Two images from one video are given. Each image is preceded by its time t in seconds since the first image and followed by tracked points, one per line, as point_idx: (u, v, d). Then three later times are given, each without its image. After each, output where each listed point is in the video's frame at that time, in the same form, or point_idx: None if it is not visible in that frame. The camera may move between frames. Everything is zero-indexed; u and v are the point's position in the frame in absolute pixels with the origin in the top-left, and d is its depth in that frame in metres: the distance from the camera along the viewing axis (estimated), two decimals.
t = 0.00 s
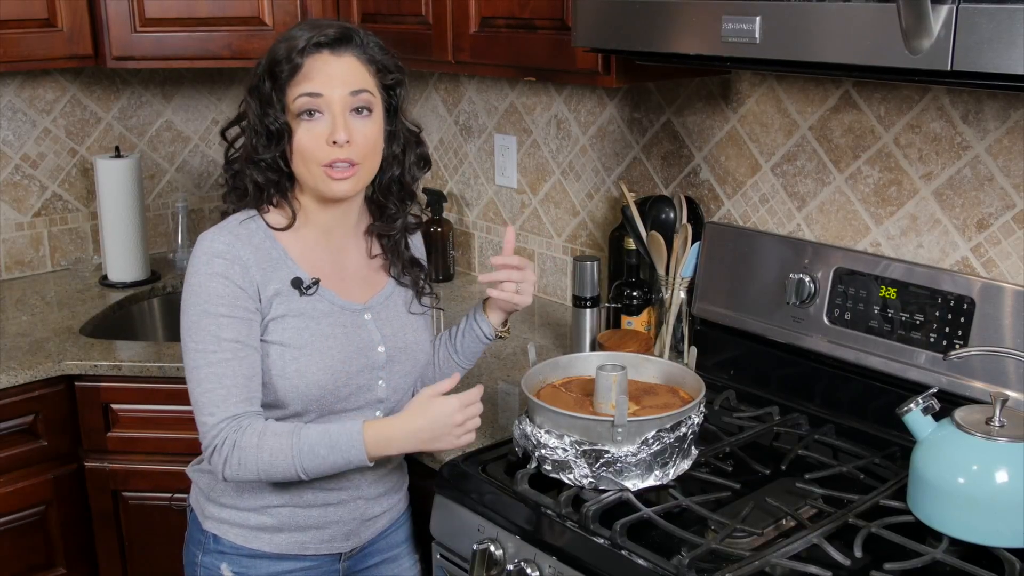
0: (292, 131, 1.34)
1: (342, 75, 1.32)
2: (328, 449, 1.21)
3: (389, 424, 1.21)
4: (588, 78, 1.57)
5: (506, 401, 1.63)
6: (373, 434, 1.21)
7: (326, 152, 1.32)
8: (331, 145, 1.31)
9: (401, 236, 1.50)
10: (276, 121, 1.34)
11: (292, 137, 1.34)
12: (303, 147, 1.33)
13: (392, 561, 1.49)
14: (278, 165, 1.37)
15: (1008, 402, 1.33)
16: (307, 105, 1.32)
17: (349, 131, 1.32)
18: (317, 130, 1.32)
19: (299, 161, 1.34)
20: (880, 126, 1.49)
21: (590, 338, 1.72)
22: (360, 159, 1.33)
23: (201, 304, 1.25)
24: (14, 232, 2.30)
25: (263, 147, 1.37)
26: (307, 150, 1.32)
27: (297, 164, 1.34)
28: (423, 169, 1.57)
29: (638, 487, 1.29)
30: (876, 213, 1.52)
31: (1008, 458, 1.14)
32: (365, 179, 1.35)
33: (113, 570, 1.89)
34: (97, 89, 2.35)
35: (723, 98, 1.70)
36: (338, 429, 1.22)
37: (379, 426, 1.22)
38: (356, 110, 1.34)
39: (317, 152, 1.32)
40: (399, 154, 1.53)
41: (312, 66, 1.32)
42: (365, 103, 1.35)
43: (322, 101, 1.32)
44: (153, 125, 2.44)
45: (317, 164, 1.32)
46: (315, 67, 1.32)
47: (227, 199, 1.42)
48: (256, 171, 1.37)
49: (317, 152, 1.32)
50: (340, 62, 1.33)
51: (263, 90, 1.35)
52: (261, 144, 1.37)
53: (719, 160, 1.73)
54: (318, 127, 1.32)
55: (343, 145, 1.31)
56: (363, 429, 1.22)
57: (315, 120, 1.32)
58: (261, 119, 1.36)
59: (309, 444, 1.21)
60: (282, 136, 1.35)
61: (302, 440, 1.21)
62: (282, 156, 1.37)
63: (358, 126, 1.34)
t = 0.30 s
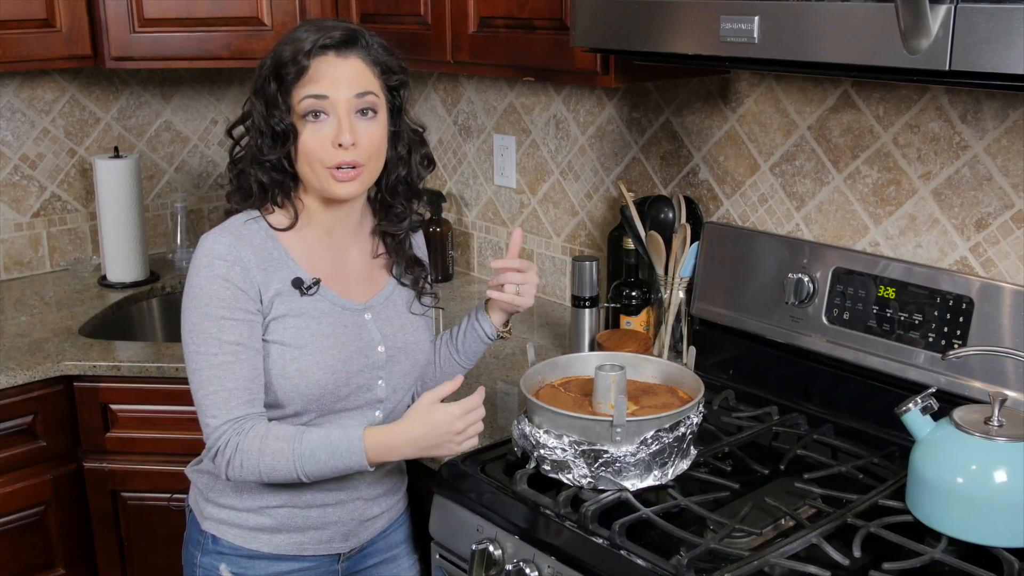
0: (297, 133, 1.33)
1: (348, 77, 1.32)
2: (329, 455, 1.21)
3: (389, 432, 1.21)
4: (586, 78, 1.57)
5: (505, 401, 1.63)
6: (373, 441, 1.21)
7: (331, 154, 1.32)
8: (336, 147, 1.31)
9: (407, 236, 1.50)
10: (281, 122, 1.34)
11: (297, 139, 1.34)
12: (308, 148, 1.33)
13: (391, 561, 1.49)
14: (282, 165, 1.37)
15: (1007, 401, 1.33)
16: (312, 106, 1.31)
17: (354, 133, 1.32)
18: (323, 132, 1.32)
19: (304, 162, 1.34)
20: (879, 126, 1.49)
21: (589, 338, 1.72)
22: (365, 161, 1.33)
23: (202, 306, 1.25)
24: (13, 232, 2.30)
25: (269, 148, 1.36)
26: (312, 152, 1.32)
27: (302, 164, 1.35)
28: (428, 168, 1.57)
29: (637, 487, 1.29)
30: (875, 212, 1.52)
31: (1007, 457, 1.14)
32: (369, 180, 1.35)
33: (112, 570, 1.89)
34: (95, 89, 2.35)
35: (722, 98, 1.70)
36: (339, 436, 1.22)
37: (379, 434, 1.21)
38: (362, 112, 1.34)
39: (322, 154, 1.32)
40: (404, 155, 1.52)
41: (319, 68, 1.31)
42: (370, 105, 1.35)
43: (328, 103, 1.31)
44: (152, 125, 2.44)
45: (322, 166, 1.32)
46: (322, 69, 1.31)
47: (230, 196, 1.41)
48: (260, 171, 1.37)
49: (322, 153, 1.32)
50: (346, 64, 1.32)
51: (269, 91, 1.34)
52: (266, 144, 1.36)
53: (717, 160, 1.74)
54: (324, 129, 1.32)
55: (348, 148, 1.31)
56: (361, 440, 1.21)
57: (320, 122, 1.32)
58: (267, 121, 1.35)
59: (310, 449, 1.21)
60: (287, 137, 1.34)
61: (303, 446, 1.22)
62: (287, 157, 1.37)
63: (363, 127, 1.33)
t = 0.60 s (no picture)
0: (296, 131, 1.33)
1: (347, 76, 1.32)
2: (325, 453, 1.21)
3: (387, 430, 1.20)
4: (586, 78, 1.57)
5: (505, 401, 1.63)
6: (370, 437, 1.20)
7: (331, 153, 1.32)
8: (336, 147, 1.31)
9: (404, 235, 1.50)
10: (281, 121, 1.33)
11: (296, 138, 1.34)
12: (307, 147, 1.33)
13: (391, 561, 1.49)
14: (281, 165, 1.36)
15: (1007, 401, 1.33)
16: (312, 105, 1.31)
17: (355, 132, 1.32)
18: (323, 131, 1.32)
19: (304, 162, 1.34)
20: (879, 126, 1.49)
21: (589, 337, 1.72)
22: (364, 161, 1.33)
23: (201, 306, 1.24)
24: (12, 231, 2.30)
25: (267, 147, 1.35)
26: (312, 151, 1.32)
27: (302, 164, 1.35)
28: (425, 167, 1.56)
29: (637, 487, 1.29)
30: (875, 213, 1.52)
31: (1007, 457, 1.14)
32: (368, 181, 1.35)
33: (111, 569, 1.89)
34: (95, 88, 2.35)
35: (722, 98, 1.70)
36: (335, 434, 1.21)
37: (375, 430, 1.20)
38: (362, 112, 1.34)
39: (322, 153, 1.32)
40: (402, 154, 1.52)
41: (320, 68, 1.31)
42: (370, 104, 1.35)
43: (328, 102, 1.31)
44: (152, 124, 2.44)
45: (321, 165, 1.33)
46: (322, 68, 1.31)
47: (229, 195, 1.41)
48: (258, 170, 1.36)
49: (321, 153, 1.32)
50: (346, 63, 1.32)
51: (268, 91, 1.34)
52: (264, 143, 1.35)
53: (717, 160, 1.74)
54: (324, 128, 1.32)
55: (348, 147, 1.31)
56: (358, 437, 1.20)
57: (320, 121, 1.32)
58: (266, 119, 1.35)
59: (307, 447, 1.21)
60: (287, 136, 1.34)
61: (299, 445, 1.21)
62: (286, 156, 1.36)
63: (363, 126, 1.33)
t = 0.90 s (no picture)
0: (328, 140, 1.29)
1: (374, 83, 1.29)
2: (341, 414, 1.19)
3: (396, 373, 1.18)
4: (587, 77, 1.57)
5: (505, 401, 1.63)
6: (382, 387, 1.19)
7: (359, 161, 1.29)
8: (366, 154, 1.29)
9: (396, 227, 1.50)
10: (310, 124, 1.27)
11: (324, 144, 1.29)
12: (335, 153, 1.29)
13: (390, 561, 1.49)
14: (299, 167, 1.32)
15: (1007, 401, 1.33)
16: (342, 112, 1.28)
17: (383, 140, 1.30)
18: (353, 139, 1.29)
19: (328, 166, 1.30)
20: (879, 126, 1.49)
21: (589, 338, 1.72)
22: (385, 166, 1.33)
23: (206, 302, 1.24)
24: (12, 231, 2.30)
25: (288, 149, 1.30)
26: (340, 157, 1.29)
27: (323, 168, 1.31)
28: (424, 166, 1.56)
29: (637, 487, 1.29)
30: (875, 213, 1.52)
31: (1007, 457, 1.14)
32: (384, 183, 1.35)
33: (110, 569, 1.88)
34: (95, 88, 2.35)
35: (722, 97, 1.70)
36: (348, 393, 1.20)
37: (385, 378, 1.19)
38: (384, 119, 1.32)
39: (350, 160, 1.29)
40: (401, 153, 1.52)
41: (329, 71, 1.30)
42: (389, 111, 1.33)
43: (358, 110, 1.29)
44: (152, 124, 2.44)
45: (348, 171, 1.30)
46: (353, 75, 1.28)
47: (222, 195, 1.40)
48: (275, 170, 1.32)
49: (350, 159, 1.29)
50: (373, 70, 1.29)
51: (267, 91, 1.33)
52: (277, 141, 1.30)
53: (717, 160, 1.73)
54: (353, 135, 1.29)
55: (378, 155, 1.30)
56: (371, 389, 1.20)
57: (348, 127, 1.29)
58: (294, 121, 1.28)
59: (323, 414, 1.20)
60: (317, 138, 1.28)
61: (315, 413, 1.20)
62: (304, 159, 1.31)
63: (386, 133, 1.32)
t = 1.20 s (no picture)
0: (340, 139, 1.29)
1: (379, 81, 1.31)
2: (361, 436, 1.20)
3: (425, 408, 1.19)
4: (584, 77, 1.57)
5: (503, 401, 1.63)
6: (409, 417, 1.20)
7: (370, 158, 1.30)
8: (376, 151, 1.30)
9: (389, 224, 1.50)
10: (328, 121, 1.27)
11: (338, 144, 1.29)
12: (346, 152, 1.30)
13: (388, 560, 1.49)
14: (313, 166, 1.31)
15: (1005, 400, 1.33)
16: (354, 111, 1.28)
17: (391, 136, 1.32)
18: (364, 137, 1.30)
19: (339, 165, 1.31)
20: (876, 125, 1.49)
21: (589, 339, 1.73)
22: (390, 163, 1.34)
23: (207, 306, 1.24)
24: (10, 232, 2.30)
25: (305, 151, 1.29)
26: (352, 156, 1.30)
27: (334, 167, 1.31)
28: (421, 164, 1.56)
29: (635, 487, 1.29)
30: (872, 212, 1.52)
31: (1005, 456, 1.14)
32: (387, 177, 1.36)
33: (109, 570, 1.89)
34: (93, 88, 2.35)
35: (719, 97, 1.70)
36: (372, 418, 1.20)
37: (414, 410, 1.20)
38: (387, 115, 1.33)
39: (361, 158, 1.30)
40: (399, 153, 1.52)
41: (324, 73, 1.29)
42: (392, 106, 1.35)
43: (369, 108, 1.29)
44: (150, 125, 2.44)
45: (360, 169, 1.31)
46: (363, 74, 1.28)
47: (214, 196, 1.39)
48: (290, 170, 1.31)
49: (361, 158, 1.30)
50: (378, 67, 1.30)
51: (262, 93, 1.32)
52: (294, 143, 1.29)
53: (715, 159, 1.73)
54: (362, 133, 1.30)
55: (387, 151, 1.31)
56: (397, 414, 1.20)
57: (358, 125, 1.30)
58: (314, 119, 1.27)
59: (343, 431, 1.20)
60: (333, 137, 1.28)
61: (335, 430, 1.21)
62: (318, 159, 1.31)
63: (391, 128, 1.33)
